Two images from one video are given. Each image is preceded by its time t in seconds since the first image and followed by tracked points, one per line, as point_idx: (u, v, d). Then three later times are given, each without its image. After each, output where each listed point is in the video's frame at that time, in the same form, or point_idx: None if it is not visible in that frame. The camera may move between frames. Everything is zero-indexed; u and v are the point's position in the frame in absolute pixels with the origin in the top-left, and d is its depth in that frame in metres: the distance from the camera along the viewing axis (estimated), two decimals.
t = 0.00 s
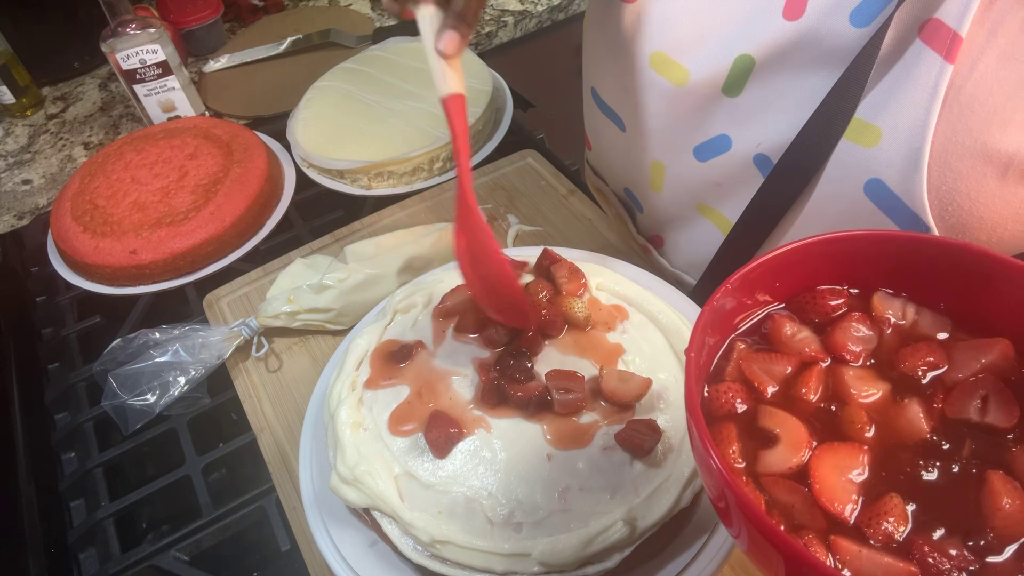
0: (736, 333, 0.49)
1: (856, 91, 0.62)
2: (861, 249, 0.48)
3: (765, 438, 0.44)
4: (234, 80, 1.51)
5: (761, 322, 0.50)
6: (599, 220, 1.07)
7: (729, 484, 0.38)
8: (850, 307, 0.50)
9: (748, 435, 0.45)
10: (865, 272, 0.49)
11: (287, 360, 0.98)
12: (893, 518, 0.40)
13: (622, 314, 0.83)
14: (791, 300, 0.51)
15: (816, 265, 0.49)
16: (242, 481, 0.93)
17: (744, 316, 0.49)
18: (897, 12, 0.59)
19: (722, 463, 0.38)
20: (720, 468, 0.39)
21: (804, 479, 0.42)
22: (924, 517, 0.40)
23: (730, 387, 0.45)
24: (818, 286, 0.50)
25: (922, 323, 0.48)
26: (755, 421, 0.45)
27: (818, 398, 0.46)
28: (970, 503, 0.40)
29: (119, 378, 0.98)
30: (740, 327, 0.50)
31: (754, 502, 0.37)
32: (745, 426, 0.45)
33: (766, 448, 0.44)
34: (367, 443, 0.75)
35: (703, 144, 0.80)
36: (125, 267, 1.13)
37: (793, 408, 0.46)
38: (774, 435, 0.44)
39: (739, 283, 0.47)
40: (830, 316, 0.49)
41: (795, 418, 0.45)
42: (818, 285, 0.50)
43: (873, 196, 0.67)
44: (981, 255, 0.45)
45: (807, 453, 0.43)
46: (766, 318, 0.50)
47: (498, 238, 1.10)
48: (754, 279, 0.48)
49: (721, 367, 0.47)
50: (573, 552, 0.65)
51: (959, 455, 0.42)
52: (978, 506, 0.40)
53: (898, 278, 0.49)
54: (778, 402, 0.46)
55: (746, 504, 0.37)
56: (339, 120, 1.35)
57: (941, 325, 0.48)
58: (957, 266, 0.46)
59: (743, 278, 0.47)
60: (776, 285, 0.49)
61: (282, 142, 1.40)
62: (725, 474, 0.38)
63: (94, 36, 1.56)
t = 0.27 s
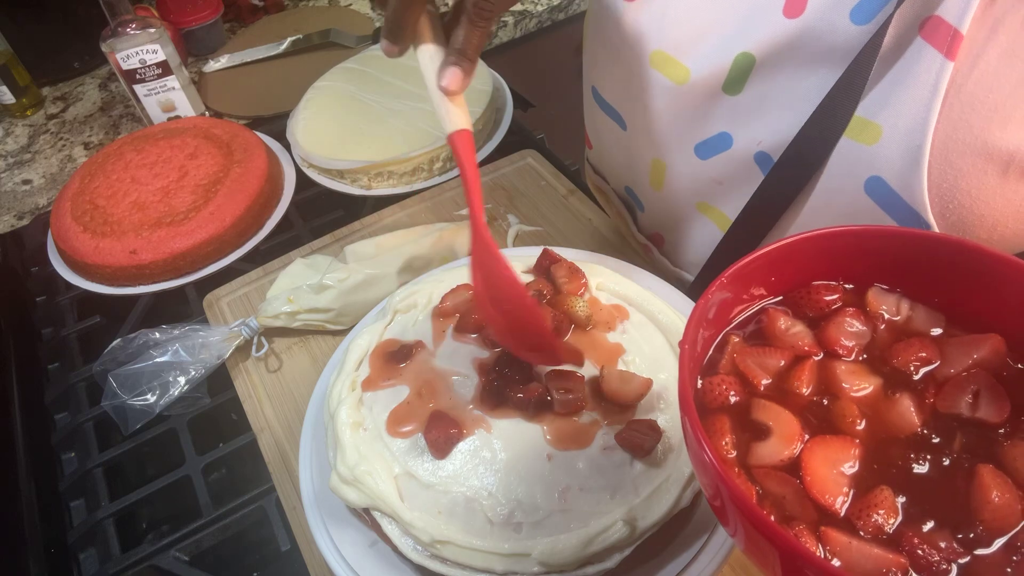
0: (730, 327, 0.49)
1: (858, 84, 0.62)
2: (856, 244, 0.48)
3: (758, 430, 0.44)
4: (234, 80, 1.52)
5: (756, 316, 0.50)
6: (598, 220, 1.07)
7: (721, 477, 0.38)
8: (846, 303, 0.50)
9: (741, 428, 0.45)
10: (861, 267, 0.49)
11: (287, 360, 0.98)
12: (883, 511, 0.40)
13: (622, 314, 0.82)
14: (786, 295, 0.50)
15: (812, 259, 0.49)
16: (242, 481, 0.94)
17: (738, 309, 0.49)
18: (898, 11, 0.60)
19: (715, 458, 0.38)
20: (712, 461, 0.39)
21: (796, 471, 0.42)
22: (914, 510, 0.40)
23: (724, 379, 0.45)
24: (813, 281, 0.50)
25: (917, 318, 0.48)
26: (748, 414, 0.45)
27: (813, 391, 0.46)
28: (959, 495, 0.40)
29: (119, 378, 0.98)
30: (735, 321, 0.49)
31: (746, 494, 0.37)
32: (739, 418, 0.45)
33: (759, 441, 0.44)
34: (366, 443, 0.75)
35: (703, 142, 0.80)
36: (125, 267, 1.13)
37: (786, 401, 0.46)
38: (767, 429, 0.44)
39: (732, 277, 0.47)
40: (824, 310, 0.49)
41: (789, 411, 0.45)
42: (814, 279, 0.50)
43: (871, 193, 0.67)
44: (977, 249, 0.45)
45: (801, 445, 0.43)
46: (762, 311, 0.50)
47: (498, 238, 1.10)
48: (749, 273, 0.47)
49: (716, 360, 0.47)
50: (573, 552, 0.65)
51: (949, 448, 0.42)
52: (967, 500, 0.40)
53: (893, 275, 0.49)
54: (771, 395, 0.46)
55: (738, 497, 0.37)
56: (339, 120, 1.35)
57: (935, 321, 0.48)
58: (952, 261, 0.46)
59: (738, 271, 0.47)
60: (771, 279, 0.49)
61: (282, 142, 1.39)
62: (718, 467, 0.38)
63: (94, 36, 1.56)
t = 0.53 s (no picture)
0: (714, 330, 0.50)
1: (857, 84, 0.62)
2: (834, 243, 0.49)
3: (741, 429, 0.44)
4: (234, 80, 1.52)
5: (740, 319, 0.51)
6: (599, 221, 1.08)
7: (701, 477, 0.39)
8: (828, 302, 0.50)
9: (723, 428, 0.45)
10: (841, 267, 0.50)
11: (287, 360, 0.98)
12: (862, 506, 0.40)
13: (622, 314, 0.83)
14: (769, 296, 0.51)
15: (793, 261, 0.50)
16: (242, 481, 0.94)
17: (721, 313, 0.50)
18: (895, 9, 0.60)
19: (694, 457, 0.39)
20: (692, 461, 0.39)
21: (776, 468, 0.42)
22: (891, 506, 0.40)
23: (708, 380, 0.46)
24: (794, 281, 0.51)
25: (898, 318, 0.49)
26: (731, 414, 0.45)
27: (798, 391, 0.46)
28: (937, 490, 0.40)
29: (119, 378, 0.98)
30: (719, 324, 0.51)
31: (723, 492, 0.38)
32: (722, 418, 0.46)
33: (741, 440, 0.44)
34: (367, 443, 0.75)
35: (700, 142, 0.79)
36: (125, 267, 1.13)
37: (770, 402, 0.46)
38: (750, 428, 0.44)
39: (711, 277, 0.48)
40: (807, 311, 0.49)
41: (772, 411, 0.45)
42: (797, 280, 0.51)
43: (868, 194, 0.67)
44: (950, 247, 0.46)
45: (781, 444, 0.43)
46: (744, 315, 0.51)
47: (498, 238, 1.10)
48: (728, 275, 0.49)
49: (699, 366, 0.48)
50: (573, 552, 0.65)
51: (927, 444, 0.42)
52: (944, 495, 0.40)
53: (874, 275, 0.49)
54: (755, 396, 0.46)
55: (716, 495, 0.38)
56: (339, 120, 1.35)
57: (916, 319, 0.49)
58: (928, 259, 0.47)
59: (717, 274, 0.48)
60: (754, 282, 0.50)
61: (282, 142, 1.40)
62: (697, 466, 0.39)
63: (94, 36, 1.56)
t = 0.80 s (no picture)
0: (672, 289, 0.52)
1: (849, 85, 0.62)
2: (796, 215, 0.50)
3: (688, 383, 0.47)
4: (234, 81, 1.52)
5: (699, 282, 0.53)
6: (599, 220, 1.07)
7: (654, 446, 0.40)
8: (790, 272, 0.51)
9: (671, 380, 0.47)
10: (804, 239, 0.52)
11: (287, 360, 0.98)
12: (792, 460, 0.41)
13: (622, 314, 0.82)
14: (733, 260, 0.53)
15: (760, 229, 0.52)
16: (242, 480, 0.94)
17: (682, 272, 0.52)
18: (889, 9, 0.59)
19: (646, 427, 0.41)
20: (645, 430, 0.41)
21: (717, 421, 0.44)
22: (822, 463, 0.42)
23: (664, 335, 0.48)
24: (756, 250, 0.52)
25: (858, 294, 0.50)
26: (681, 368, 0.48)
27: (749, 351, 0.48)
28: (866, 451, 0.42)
29: (119, 378, 0.98)
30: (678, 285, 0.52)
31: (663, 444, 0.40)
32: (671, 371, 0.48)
33: (687, 391, 0.46)
34: (367, 443, 0.75)
35: (698, 140, 0.81)
36: (125, 267, 1.13)
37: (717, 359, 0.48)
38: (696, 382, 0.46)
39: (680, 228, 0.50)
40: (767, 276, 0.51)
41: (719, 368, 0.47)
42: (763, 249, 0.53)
43: (861, 191, 0.68)
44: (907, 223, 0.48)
45: (722, 401, 0.45)
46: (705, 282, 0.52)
47: (498, 238, 1.10)
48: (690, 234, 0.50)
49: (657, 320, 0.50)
50: (573, 552, 0.65)
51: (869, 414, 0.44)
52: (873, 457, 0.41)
53: (839, 249, 0.51)
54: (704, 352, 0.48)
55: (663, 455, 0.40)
56: (339, 119, 1.35)
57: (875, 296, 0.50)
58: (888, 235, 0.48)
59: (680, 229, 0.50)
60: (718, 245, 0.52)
61: (282, 142, 1.39)
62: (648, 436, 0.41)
63: (94, 36, 1.56)
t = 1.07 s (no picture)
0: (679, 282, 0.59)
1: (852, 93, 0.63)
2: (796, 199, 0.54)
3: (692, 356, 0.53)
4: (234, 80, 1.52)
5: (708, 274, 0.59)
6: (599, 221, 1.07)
7: (639, 434, 0.43)
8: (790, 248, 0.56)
9: (669, 360, 0.53)
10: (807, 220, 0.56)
11: (286, 360, 0.98)
12: (765, 437, 0.47)
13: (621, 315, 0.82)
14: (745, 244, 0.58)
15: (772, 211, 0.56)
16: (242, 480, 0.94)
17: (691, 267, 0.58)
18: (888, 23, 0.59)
19: (629, 417, 0.44)
20: (631, 422, 0.44)
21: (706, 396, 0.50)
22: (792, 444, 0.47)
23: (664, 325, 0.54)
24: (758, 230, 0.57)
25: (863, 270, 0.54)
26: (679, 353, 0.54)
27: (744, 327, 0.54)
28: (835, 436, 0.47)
29: (119, 378, 0.98)
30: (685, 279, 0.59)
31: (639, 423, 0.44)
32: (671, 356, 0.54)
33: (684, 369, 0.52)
34: (367, 443, 0.75)
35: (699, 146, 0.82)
36: (126, 267, 1.13)
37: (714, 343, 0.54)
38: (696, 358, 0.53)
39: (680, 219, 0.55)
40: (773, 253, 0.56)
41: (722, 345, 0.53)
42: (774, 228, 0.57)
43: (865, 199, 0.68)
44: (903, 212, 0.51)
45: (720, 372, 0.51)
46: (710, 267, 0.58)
47: (498, 238, 1.10)
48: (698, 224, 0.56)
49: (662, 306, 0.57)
50: (573, 552, 0.65)
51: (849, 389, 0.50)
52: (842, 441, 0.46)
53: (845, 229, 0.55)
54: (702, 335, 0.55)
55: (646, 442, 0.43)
56: (339, 119, 1.35)
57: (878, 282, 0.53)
58: (883, 219, 0.52)
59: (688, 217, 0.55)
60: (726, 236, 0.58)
61: (282, 142, 1.39)
62: (634, 426, 0.43)
63: (94, 36, 1.56)
